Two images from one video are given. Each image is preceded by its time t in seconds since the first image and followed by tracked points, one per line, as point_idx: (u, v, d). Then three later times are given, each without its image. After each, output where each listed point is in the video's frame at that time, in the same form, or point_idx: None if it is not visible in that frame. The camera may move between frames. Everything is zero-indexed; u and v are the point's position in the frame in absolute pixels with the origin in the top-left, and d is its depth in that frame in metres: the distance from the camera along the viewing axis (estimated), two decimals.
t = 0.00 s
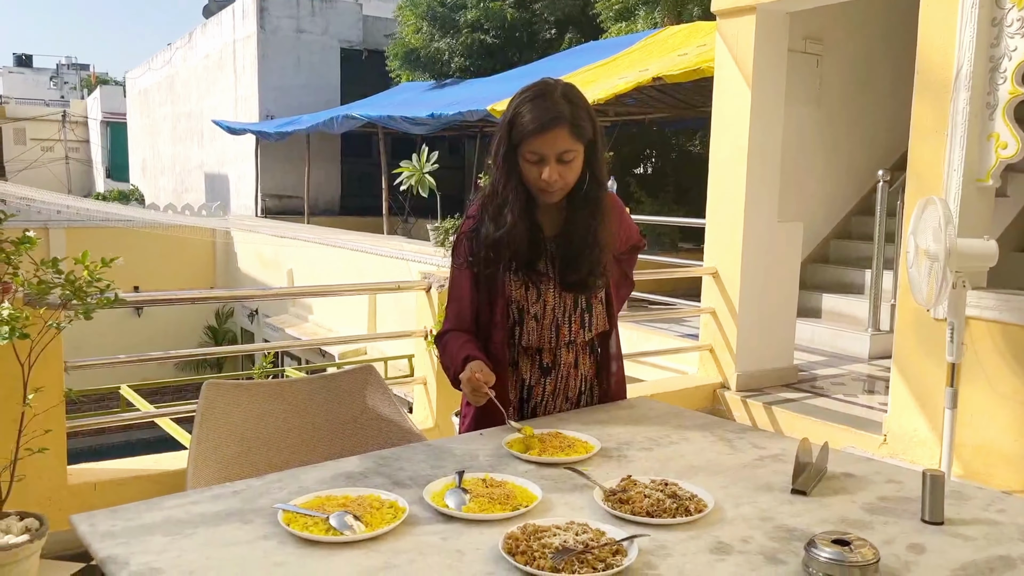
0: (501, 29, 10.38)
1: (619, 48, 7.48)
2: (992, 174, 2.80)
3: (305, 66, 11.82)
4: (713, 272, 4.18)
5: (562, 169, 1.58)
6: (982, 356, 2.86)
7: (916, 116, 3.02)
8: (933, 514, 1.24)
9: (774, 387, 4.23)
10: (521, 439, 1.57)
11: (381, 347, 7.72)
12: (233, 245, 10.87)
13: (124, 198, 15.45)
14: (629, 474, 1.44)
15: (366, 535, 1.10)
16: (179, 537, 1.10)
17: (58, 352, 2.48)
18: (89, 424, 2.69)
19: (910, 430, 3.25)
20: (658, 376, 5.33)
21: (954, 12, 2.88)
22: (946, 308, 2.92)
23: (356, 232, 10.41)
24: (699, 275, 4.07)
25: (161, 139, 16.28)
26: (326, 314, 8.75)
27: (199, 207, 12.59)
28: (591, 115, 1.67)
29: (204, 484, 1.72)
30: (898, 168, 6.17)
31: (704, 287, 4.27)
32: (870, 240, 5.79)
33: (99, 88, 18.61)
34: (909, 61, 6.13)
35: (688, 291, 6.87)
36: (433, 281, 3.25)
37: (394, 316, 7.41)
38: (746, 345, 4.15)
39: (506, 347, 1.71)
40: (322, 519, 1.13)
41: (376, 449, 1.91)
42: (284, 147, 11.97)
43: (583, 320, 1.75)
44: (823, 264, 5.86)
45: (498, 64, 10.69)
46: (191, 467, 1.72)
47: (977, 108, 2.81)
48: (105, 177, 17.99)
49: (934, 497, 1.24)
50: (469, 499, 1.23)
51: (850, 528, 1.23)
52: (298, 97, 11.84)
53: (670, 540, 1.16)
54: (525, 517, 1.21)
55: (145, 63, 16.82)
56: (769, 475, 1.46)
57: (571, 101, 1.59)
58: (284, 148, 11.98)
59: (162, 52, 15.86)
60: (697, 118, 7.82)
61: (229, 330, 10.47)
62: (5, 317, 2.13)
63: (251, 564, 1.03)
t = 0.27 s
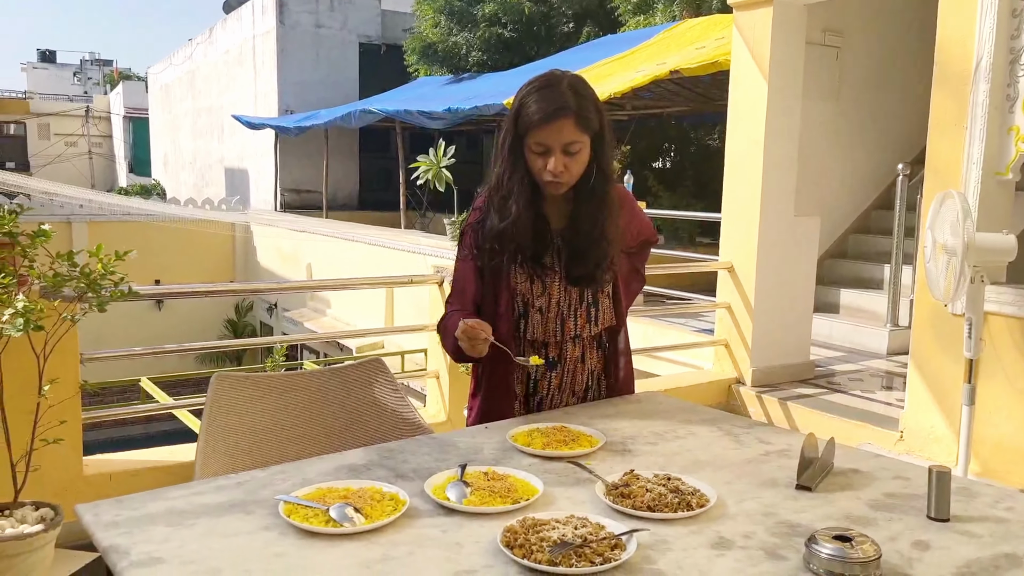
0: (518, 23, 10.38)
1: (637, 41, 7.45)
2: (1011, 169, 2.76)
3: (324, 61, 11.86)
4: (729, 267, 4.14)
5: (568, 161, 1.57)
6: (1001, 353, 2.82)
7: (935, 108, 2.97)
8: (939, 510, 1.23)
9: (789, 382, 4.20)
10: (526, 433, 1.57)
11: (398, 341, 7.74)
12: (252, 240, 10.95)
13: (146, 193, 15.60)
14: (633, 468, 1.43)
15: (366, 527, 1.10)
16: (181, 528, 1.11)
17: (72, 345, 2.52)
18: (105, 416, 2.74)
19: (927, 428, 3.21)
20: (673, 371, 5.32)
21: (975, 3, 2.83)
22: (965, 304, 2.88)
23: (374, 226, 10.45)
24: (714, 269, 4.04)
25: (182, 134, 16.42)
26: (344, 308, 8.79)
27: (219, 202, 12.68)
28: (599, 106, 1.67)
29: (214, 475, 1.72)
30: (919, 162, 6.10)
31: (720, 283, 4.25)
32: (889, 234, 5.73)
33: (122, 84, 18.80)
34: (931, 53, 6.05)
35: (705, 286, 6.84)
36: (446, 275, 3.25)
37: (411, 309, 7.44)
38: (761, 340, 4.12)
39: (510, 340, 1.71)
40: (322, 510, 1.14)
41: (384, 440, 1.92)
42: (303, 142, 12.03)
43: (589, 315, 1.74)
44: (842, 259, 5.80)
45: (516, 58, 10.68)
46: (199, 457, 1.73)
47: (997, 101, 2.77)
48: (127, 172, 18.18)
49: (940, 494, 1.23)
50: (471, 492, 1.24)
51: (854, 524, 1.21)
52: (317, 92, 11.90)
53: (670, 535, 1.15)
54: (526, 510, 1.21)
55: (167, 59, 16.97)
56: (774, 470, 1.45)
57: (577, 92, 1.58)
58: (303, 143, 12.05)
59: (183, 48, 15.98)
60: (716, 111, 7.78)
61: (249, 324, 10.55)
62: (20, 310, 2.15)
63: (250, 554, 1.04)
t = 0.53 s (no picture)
0: (548, 20, 10.32)
1: (667, 38, 7.38)
2: None
3: (356, 60, 11.93)
4: (753, 266, 4.08)
5: (568, 160, 1.54)
6: None
7: (965, 104, 2.89)
8: (941, 520, 1.19)
9: (814, 384, 4.13)
10: (525, 434, 1.56)
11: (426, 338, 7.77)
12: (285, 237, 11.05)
13: (183, 190, 15.86)
14: (630, 472, 1.41)
15: (351, 527, 1.10)
16: (168, 525, 1.11)
17: (91, 342, 2.56)
18: (125, 410, 2.77)
19: (954, 431, 3.13)
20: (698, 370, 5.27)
21: None
22: (994, 306, 2.80)
23: (404, 224, 10.50)
24: (738, 269, 3.98)
25: (217, 133, 16.64)
26: (373, 305, 8.85)
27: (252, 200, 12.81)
28: (603, 105, 1.64)
29: (217, 471, 1.74)
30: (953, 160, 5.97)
31: (745, 282, 4.18)
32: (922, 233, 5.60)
33: (160, 83, 19.13)
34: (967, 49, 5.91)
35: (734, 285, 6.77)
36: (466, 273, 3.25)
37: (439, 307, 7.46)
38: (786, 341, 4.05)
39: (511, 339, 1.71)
40: (308, 511, 1.14)
41: (387, 439, 1.93)
42: (335, 140, 12.13)
43: (591, 317, 1.72)
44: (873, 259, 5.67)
45: (547, 56, 10.64)
46: (203, 455, 1.75)
47: None
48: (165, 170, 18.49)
49: (943, 502, 1.19)
50: (460, 494, 1.23)
51: (851, 533, 1.18)
52: (349, 91, 11.98)
53: (659, 540, 1.13)
54: (514, 513, 1.20)
55: (204, 59, 17.21)
56: (775, 475, 1.42)
57: (579, 90, 1.56)
58: (335, 141, 12.14)
59: (219, 47, 16.18)
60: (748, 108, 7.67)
61: (281, 320, 10.65)
62: (37, 306, 2.20)
63: (232, 553, 1.03)
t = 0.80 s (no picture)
0: (587, 22, 10.27)
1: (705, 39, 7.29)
2: None
3: (396, 63, 12.02)
4: (782, 271, 3.99)
5: (553, 169, 1.56)
6: None
7: (1000, 105, 2.78)
8: (926, 543, 1.14)
9: (844, 393, 4.03)
10: (509, 443, 1.54)
11: (459, 340, 7.79)
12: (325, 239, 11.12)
13: (229, 191, 16.16)
14: (612, 484, 1.38)
15: (312, 537, 1.09)
16: (133, 530, 1.11)
17: (107, 341, 2.60)
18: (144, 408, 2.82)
19: (986, 444, 3.02)
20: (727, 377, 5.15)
21: None
22: None
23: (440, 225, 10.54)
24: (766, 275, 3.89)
25: (262, 135, 16.90)
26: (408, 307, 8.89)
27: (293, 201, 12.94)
28: (590, 112, 1.64)
29: (210, 472, 1.74)
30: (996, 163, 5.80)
31: (773, 287, 4.09)
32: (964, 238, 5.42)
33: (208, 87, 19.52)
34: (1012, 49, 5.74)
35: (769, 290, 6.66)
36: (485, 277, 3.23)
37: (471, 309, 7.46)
38: (815, 348, 3.95)
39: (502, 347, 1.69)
40: (271, 518, 1.13)
41: (382, 444, 1.92)
42: (375, 142, 12.23)
43: (585, 325, 1.69)
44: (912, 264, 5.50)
45: (584, 57, 10.58)
46: (196, 455, 1.75)
47: None
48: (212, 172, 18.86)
49: (928, 524, 1.14)
50: (429, 504, 1.22)
51: (829, 553, 1.14)
52: (389, 93, 12.06)
53: (626, 557, 1.10)
54: (482, 525, 1.18)
55: (250, 63, 17.50)
56: (761, 490, 1.37)
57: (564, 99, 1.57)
58: (374, 143, 12.24)
59: (264, 51, 16.47)
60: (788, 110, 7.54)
61: (320, 321, 10.72)
62: (49, 307, 2.21)
63: (190, 559, 1.03)
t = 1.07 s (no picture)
0: (628, 26, 10.16)
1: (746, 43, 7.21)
2: None
3: (440, 68, 12.09)
4: (815, 278, 3.74)
5: (548, 173, 1.57)
6: None
7: None
8: (917, 562, 1.10)
9: (882, 405, 3.78)
10: (502, 450, 1.53)
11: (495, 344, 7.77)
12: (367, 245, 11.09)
13: (276, 195, 16.44)
14: (602, 494, 1.35)
15: (287, 540, 1.09)
16: (114, 528, 1.12)
17: (131, 340, 2.59)
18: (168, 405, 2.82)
19: None
20: (759, 387, 4.83)
21: None
22: None
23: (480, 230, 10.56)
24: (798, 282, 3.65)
25: (308, 140, 17.15)
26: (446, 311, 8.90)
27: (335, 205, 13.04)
28: (587, 117, 1.65)
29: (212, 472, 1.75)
30: None
31: (806, 294, 3.83)
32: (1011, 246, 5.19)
33: (258, 93, 19.91)
34: None
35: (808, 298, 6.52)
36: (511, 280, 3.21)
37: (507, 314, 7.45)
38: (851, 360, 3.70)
39: (502, 352, 1.68)
40: (248, 521, 1.14)
41: (385, 446, 1.92)
42: (417, 147, 12.31)
43: (586, 332, 1.68)
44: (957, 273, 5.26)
45: (626, 62, 10.51)
46: (198, 456, 1.76)
47: None
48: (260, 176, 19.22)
49: (920, 545, 1.09)
50: (409, 510, 1.21)
51: (817, 571, 1.10)
52: (432, 99, 12.13)
53: (604, 570, 1.08)
54: (461, 532, 1.17)
55: (298, 69, 17.79)
56: (753, 503, 1.34)
57: (559, 102, 1.58)
58: (417, 148, 12.33)
59: (311, 58, 16.73)
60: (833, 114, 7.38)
61: (361, 323, 10.77)
62: (69, 306, 2.17)
63: (163, 559, 1.04)
